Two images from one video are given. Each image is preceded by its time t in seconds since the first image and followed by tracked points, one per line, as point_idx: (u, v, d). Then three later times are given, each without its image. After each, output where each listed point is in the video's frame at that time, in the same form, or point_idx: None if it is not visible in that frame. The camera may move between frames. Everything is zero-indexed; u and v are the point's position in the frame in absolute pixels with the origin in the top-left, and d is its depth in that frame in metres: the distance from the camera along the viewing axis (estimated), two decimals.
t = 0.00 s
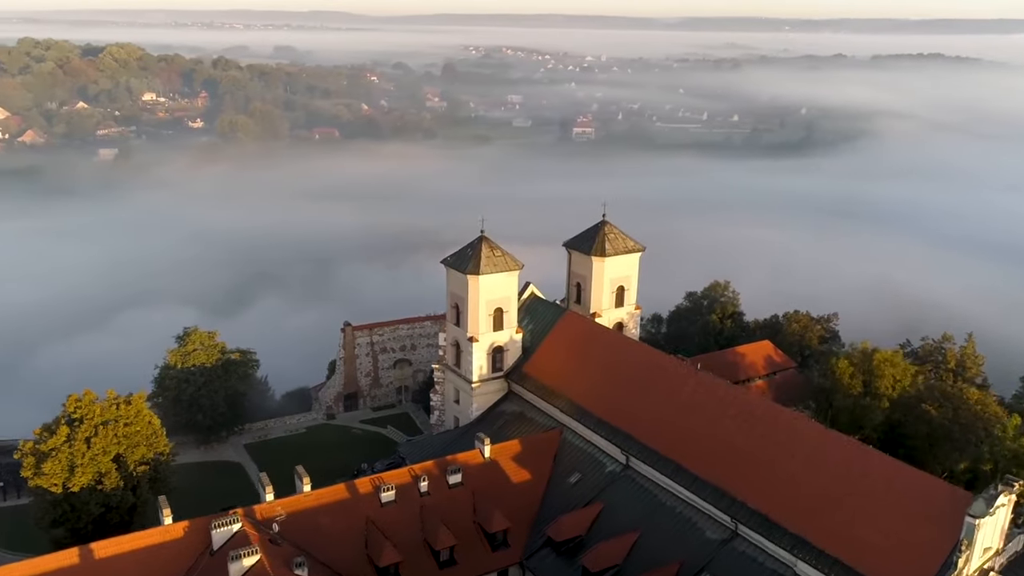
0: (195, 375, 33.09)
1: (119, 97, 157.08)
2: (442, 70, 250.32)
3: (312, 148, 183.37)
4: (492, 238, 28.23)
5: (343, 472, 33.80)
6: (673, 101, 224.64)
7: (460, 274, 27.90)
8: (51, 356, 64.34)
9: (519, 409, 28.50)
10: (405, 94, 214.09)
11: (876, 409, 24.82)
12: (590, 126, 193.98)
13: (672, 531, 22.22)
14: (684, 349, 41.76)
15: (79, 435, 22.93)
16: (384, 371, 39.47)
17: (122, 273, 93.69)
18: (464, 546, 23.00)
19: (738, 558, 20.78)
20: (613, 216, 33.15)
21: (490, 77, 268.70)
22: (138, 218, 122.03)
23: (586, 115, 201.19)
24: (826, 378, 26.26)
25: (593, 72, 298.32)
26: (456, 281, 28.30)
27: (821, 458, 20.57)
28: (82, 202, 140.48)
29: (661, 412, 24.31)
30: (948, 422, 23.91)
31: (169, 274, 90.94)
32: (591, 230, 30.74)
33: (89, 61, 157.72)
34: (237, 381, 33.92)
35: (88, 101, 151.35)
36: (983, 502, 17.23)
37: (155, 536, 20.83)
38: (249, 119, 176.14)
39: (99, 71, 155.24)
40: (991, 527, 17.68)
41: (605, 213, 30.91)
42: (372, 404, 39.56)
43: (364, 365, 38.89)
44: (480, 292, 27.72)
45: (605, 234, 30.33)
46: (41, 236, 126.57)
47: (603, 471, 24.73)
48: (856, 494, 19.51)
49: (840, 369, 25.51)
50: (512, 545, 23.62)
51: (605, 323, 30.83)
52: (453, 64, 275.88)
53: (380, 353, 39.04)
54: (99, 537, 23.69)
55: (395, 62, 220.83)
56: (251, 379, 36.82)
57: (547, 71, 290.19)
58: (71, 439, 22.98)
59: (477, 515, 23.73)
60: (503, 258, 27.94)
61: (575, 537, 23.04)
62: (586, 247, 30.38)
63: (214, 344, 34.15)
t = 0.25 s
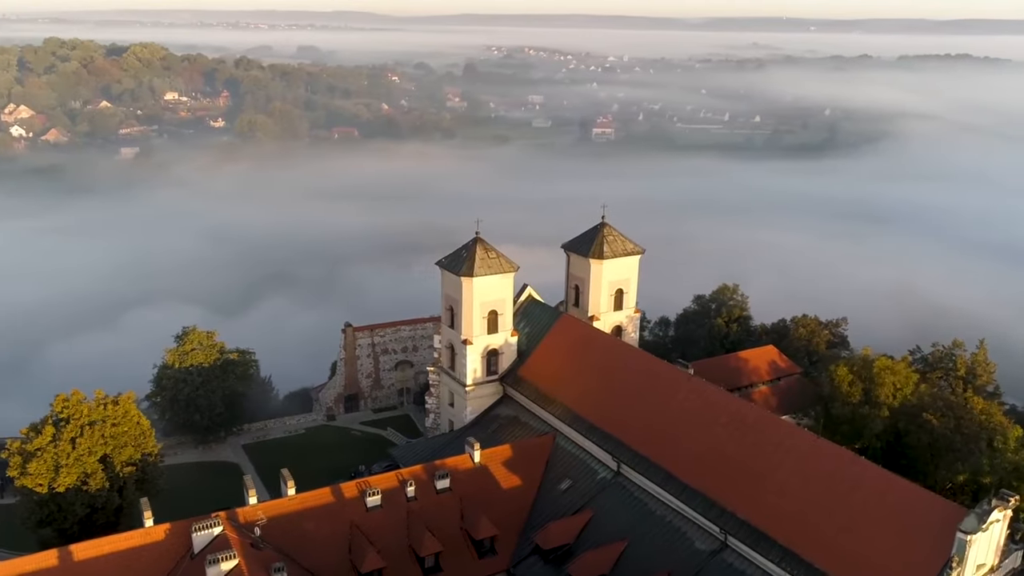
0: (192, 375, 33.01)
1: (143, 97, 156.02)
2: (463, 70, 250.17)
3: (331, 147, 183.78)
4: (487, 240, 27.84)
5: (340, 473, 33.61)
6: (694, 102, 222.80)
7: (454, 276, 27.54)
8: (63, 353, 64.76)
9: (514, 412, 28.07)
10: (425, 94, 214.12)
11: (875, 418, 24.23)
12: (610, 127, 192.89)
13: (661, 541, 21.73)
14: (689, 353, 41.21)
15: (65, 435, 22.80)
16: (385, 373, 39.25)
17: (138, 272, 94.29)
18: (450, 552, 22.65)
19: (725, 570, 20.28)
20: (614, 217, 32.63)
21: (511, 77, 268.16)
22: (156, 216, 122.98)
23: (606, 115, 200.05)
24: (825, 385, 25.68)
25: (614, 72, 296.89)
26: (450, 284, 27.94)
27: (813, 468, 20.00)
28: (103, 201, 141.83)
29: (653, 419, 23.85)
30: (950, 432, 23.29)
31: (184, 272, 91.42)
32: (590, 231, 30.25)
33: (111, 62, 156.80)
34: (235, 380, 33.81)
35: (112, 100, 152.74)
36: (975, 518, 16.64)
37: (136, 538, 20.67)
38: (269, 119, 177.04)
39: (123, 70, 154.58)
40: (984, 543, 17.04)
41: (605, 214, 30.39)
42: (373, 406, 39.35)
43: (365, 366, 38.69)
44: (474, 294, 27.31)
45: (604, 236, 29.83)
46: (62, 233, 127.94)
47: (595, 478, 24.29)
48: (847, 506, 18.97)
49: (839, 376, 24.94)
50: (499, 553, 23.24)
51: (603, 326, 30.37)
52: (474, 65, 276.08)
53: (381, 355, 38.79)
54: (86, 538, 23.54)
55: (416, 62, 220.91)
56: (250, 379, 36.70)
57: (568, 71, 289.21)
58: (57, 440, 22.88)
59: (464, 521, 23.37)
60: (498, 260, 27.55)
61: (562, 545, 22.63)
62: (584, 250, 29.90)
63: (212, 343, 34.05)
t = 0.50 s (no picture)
0: (189, 375, 32.90)
1: (164, 97, 157.81)
2: (484, 70, 250.30)
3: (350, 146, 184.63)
4: (482, 242, 27.45)
5: (337, 475, 33.38)
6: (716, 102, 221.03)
7: (448, 278, 27.21)
8: (76, 351, 65.26)
9: (507, 417, 27.64)
10: (445, 94, 214.48)
11: (873, 427, 23.48)
12: (630, 127, 191.91)
13: (648, 551, 21.26)
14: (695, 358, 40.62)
15: (51, 435, 22.69)
16: (386, 374, 39.00)
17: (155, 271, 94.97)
18: (435, 559, 22.31)
19: None
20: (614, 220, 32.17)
21: (533, 77, 267.85)
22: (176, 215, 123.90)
23: (626, 115, 199.05)
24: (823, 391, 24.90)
25: (637, 72, 295.42)
26: (444, 286, 27.61)
27: (803, 479, 19.41)
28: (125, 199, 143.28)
29: (645, 426, 23.29)
30: (952, 445, 22.62)
31: (200, 271, 91.95)
32: (588, 234, 29.81)
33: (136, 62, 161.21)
34: (232, 381, 33.63)
35: (134, 100, 155.00)
36: (966, 534, 16.03)
37: (117, 540, 20.48)
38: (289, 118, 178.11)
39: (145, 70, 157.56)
40: (977, 560, 16.41)
41: (604, 217, 29.91)
42: (374, 408, 39.11)
43: (366, 367, 38.46)
44: (467, 296, 26.96)
45: (603, 239, 29.36)
46: (83, 231, 129.29)
47: (585, 485, 23.84)
48: (836, 518, 18.37)
49: (837, 383, 24.14)
50: (486, 560, 22.86)
51: (601, 330, 29.88)
52: (496, 64, 275.98)
53: (382, 356, 38.53)
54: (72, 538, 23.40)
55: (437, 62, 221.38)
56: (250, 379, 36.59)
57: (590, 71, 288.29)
58: (43, 440, 22.77)
59: (451, 527, 23.03)
60: (492, 262, 27.18)
61: (548, 554, 22.21)
62: (582, 252, 29.47)
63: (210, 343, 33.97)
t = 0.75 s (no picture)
0: (187, 374, 32.84)
1: (188, 96, 161.45)
2: (507, 70, 250.09)
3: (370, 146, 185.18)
4: (477, 243, 27.09)
5: (335, 476, 33.16)
6: (740, 103, 218.84)
7: (442, 280, 26.90)
8: (90, 349, 65.72)
9: (501, 421, 27.23)
10: (467, 94, 214.57)
11: (872, 437, 22.83)
12: (651, 128, 190.57)
13: (635, 562, 20.76)
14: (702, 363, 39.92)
15: (37, 434, 22.62)
16: (388, 376, 38.69)
17: (173, 269, 95.58)
18: (420, 566, 21.97)
19: None
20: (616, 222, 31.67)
21: (556, 78, 267.16)
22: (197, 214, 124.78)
23: (648, 116, 197.73)
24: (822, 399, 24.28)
25: (661, 73, 293.58)
26: (439, 288, 27.29)
27: (793, 490, 18.83)
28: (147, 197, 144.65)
29: (635, 432, 22.82)
30: (953, 457, 21.93)
31: (217, 270, 92.38)
32: (587, 236, 29.35)
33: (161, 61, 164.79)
34: (231, 381, 33.52)
35: (159, 99, 157.60)
36: (956, 553, 15.39)
37: (97, 542, 20.33)
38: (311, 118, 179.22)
39: (170, 70, 162.17)
40: None
41: (604, 219, 29.43)
42: (376, 409, 38.84)
43: (368, 369, 38.17)
44: (461, 299, 26.60)
45: (602, 241, 28.89)
46: (105, 228, 130.59)
47: (575, 493, 23.40)
48: (825, 531, 17.77)
49: (836, 392, 23.54)
50: (472, 567, 22.48)
51: (599, 334, 29.40)
52: (519, 65, 275.71)
53: (384, 357, 38.17)
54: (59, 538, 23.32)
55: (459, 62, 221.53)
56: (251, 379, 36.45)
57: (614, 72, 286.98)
58: (29, 439, 22.70)
59: (437, 534, 22.68)
60: (486, 264, 26.80)
61: (534, 562, 21.79)
62: (580, 255, 29.01)
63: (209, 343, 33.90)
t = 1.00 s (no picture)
0: (184, 374, 32.75)
1: (208, 95, 160.53)
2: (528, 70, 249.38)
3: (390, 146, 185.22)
4: (470, 245, 26.72)
5: (330, 478, 32.97)
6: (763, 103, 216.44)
7: (434, 282, 26.53)
8: (101, 348, 66.04)
9: (493, 425, 26.81)
10: (487, 94, 214.12)
11: (868, 447, 22.27)
12: (671, 129, 188.92)
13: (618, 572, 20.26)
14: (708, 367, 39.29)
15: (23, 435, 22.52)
16: (389, 377, 38.41)
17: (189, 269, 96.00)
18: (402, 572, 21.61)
19: None
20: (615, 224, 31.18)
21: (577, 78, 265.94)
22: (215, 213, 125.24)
23: (669, 116, 196.08)
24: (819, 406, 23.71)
25: (684, 73, 291.30)
26: (431, 290, 26.90)
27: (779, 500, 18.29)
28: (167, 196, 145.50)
29: (625, 439, 22.33)
30: (949, 469, 21.36)
31: (231, 270, 92.68)
32: (585, 238, 28.86)
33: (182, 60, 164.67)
34: (228, 382, 33.39)
35: (180, 98, 157.03)
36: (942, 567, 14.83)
37: (76, 544, 20.16)
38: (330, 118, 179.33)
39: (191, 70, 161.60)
40: None
41: (601, 221, 28.96)
42: (377, 410, 38.59)
43: (368, 370, 37.90)
44: (453, 301, 26.22)
45: (598, 243, 28.42)
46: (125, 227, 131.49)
47: (563, 499, 22.96)
48: (811, 541, 17.23)
49: (832, 400, 22.98)
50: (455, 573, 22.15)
51: (595, 337, 28.88)
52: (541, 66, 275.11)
53: (384, 358, 37.85)
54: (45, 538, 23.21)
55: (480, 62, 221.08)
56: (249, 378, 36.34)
57: (636, 72, 285.26)
58: (14, 439, 22.63)
59: (422, 539, 22.34)
60: (479, 266, 26.38)
61: (517, 570, 21.37)
62: (577, 257, 28.55)
63: (206, 343, 33.80)
